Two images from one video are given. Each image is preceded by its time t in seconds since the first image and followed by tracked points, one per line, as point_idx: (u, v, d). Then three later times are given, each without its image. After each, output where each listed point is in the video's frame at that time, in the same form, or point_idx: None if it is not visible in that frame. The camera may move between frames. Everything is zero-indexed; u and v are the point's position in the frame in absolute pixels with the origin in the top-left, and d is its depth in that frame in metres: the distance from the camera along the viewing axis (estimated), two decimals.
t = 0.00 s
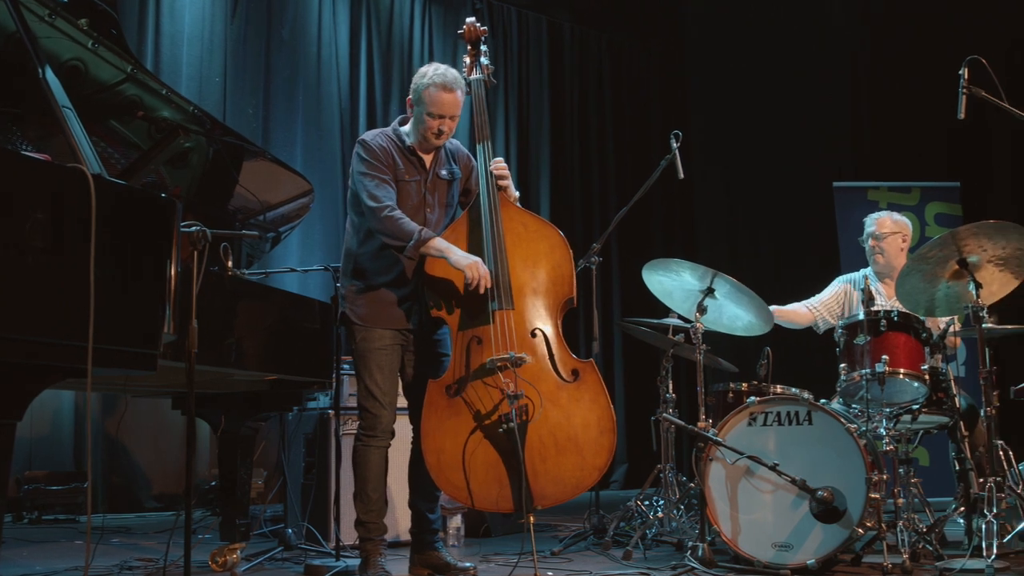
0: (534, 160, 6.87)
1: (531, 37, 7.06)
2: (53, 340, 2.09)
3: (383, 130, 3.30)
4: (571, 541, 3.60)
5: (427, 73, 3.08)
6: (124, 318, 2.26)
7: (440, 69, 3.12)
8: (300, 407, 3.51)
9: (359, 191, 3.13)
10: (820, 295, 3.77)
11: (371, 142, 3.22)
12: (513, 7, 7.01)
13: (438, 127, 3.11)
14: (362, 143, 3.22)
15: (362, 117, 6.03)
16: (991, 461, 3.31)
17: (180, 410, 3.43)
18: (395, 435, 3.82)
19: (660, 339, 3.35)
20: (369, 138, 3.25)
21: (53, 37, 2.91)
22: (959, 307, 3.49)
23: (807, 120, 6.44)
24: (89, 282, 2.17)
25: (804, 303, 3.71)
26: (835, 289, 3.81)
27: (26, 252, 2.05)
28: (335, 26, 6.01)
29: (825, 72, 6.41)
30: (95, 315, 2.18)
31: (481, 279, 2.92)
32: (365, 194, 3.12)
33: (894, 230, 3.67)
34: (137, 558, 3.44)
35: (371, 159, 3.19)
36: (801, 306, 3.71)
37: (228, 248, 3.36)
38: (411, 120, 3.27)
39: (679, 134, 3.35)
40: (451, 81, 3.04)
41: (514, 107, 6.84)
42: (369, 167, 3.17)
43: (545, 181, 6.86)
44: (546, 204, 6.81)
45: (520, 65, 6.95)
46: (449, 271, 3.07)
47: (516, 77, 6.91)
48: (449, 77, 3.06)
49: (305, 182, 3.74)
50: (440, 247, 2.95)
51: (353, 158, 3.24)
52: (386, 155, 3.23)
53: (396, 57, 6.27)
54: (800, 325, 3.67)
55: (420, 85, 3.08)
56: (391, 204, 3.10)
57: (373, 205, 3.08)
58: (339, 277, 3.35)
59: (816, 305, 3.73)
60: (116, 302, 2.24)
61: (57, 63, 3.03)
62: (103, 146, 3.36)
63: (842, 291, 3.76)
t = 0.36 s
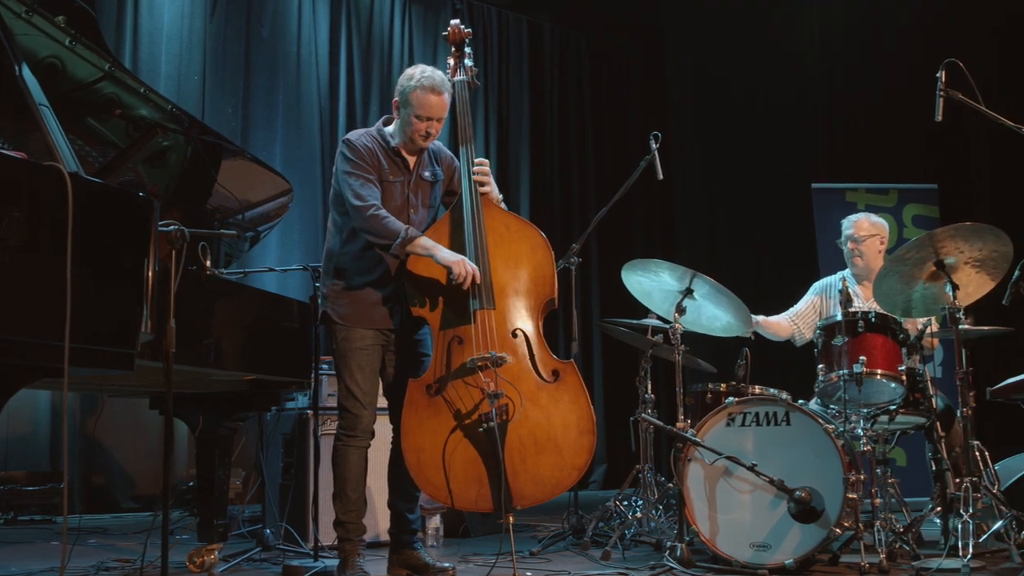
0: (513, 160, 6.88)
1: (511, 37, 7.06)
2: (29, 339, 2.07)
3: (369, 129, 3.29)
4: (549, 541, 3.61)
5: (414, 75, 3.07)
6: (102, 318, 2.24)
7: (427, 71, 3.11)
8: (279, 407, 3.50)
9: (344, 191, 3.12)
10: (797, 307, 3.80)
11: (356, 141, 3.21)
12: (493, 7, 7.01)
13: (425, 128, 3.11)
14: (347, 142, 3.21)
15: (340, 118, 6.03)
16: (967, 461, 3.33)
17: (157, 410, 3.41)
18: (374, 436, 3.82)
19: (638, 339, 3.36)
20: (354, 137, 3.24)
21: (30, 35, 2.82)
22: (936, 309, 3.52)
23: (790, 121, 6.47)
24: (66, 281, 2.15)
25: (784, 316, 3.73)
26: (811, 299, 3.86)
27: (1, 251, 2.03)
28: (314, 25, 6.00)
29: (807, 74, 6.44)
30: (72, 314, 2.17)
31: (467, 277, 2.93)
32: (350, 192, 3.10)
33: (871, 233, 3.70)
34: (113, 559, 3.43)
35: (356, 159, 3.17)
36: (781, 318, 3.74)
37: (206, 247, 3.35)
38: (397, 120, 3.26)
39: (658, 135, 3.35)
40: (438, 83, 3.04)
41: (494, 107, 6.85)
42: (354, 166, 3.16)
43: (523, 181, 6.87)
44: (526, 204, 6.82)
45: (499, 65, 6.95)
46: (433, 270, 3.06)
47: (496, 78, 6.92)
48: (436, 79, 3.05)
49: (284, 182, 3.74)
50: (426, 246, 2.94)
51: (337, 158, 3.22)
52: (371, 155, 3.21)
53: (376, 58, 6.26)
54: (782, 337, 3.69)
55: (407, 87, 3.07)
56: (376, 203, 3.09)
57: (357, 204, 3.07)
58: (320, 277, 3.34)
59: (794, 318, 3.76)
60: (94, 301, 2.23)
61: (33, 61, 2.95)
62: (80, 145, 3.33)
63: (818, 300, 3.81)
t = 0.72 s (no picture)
0: (498, 160, 6.88)
1: (496, 37, 7.06)
2: (10, 338, 2.06)
3: (357, 129, 3.29)
4: (533, 541, 3.62)
5: (403, 76, 3.07)
6: (84, 317, 2.23)
7: (416, 73, 3.10)
8: (263, 407, 3.49)
9: (332, 190, 3.11)
10: (780, 305, 3.84)
11: (345, 140, 3.20)
12: (478, 7, 7.01)
13: (413, 130, 3.12)
14: (335, 142, 3.20)
15: (325, 118, 6.02)
16: (949, 462, 3.34)
17: (140, 410, 3.40)
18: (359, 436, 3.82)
19: (622, 339, 3.36)
20: (342, 137, 3.23)
21: (11, 33, 2.79)
22: (919, 310, 3.53)
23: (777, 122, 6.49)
24: (47, 279, 2.14)
25: (766, 314, 3.78)
26: (795, 298, 3.89)
27: None
28: (299, 25, 5.98)
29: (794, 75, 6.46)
30: (53, 313, 2.16)
31: (454, 277, 2.94)
32: (337, 192, 3.10)
33: (857, 234, 3.73)
34: (95, 559, 3.42)
35: (344, 159, 3.17)
36: (763, 316, 3.78)
37: (190, 247, 3.33)
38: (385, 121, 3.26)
39: (643, 136, 3.35)
40: (427, 86, 3.03)
41: (479, 108, 6.85)
42: (342, 166, 3.16)
43: (508, 182, 6.87)
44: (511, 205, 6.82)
45: (484, 66, 6.95)
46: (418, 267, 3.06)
47: (481, 78, 6.92)
48: (425, 82, 3.05)
49: (268, 181, 3.74)
50: (412, 247, 2.93)
51: (325, 157, 3.21)
52: (359, 156, 3.21)
53: (360, 58, 6.25)
54: (762, 336, 3.73)
55: (396, 88, 3.06)
56: (364, 203, 3.08)
57: (345, 204, 3.06)
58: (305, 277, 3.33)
59: (777, 316, 3.80)
60: (76, 300, 2.22)
61: (15, 58, 2.93)
62: (61, 143, 3.30)
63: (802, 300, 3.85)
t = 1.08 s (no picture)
0: (485, 160, 6.88)
1: (483, 37, 7.06)
2: None
3: (348, 129, 3.29)
4: (520, 541, 3.62)
5: (393, 76, 3.07)
6: (70, 316, 2.22)
7: (406, 73, 3.10)
8: (249, 407, 3.48)
9: (321, 190, 3.11)
10: (768, 302, 3.85)
11: (335, 140, 3.20)
12: (466, 7, 7.01)
13: (401, 131, 3.11)
14: (325, 142, 3.20)
15: (312, 118, 6.01)
16: (934, 461, 3.35)
17: (126, 410, 3.39)
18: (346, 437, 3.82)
19: (609, 340, 3.37)
20: (333, 137, 3.23)
21: None
22: (905, 311, 3.55)
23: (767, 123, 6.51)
24: (33, 277, 2.14)
25: (755, 310, 3.78)
26: (782, 296, 3.91)
27: None
28: (286, 24, 5.97)
29: (783, 76, 6.48)
30: (39, 312, 2.15)
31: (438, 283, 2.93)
32: (327, 193, 3.09)
33: (841, 234, 3.76)
34: (80, 560, 3.40)
35: (335, 159, 3.17)
36: (753, 312, 3.79)
37: (176, 246, 3.32)
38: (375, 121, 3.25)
39: (630, 137, 3.34)
40: (416, 86, 3.03)
41: (467, 109, 6.85)
42: (332, 166, 3.15)
43: (496, 182, 6.87)
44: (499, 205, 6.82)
45: (471, 66, 6.95)
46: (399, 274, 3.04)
47: (469, 79, 6.92)
48: (414, 82, 3.04)
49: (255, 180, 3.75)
50: (396, 254, 2.92)
51: (315, 157, 3.21)
52: (349, 156, 3.20)
53: (347, 58, 6.24)
54: (752, 331, 3.73)
55: (386, 88, 3.06)
56: (353, 204, 3.08)
57: (335, 205, 3.06)
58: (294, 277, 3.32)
59: (765, 313, 3.81)
60: (62, 299, 2.21)
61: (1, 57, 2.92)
62: (47, 141, 3.28)
63: (790, 297, 3.87)
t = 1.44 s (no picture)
0: (474, 161, 6.88)
1: (472, 37, 7.06)
2: None
3: (336, 130, 3.28)
4: (508, 541, 3.63)
5: (383, 77, 3.06)
6: (58, 316, 2.22)
7: (395, 73, 3.09)
8: (237, 407, 3.48)
9: (311, 191, 3.11)
10: (753, 311, 3.90)
11: (323, 141, 3.20)
12: (455, 7, 7.01)
13: (390, 131, 3.12)
14: (314, 142, 3.19)
15: (300, 118, 6.00)
16: (921, 462, 3.36)
17: (113, 410, 3.38)
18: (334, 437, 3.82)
19: (597, 340, 3.37)
20: (321, 137, 3.22)
21: None
22: (892, 312, 3.56)
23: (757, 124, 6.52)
24: (20, 276, 2.13)
25: (742, 321, 3.80)
26: (768, 305, 3.94)
27: None
28: (275, 25, 5.96)
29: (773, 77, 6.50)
30: (25, 311, 2.14)
31: (428, 283, 2.93)
32: (316, 193, 3.09)
33: (828, 236, 3.78)
34: (67, 560, 3.39)
35: (324, 159, 3.16)
36: (740, 323, 3.80)
37: (163, 246, 3.30)
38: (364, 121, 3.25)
39: (618, 138, 3.34)
40: (406, 86, 3.03)
41: (456, 109, 6.85)
42: (320, 166, 3.14)
43: (485, 183, 6.87)
44: (486, 204, 6.82)
45: (460, 68, 6.95)
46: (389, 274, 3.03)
47: (458, 80, 6.92)
48: (404, 82, 3.03)
49: (244, 179, 3.77)
50: (386, 254, 2.91)
51: (304, 157, 3.21)
52: (338, 156, 3.20)
53: (336, 57, 6.24)
54: (740, 342, 3.74)
55: (375, 89, 3.05)
56: (343, 205, 3.07)
57: (324, 205, 3.05)
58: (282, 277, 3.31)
59: (751, 322, 3.84)
60: (49, 299, 2.20)
61: None
62: (33, 141, 3.22)
63: (775, 306, 3.90)
